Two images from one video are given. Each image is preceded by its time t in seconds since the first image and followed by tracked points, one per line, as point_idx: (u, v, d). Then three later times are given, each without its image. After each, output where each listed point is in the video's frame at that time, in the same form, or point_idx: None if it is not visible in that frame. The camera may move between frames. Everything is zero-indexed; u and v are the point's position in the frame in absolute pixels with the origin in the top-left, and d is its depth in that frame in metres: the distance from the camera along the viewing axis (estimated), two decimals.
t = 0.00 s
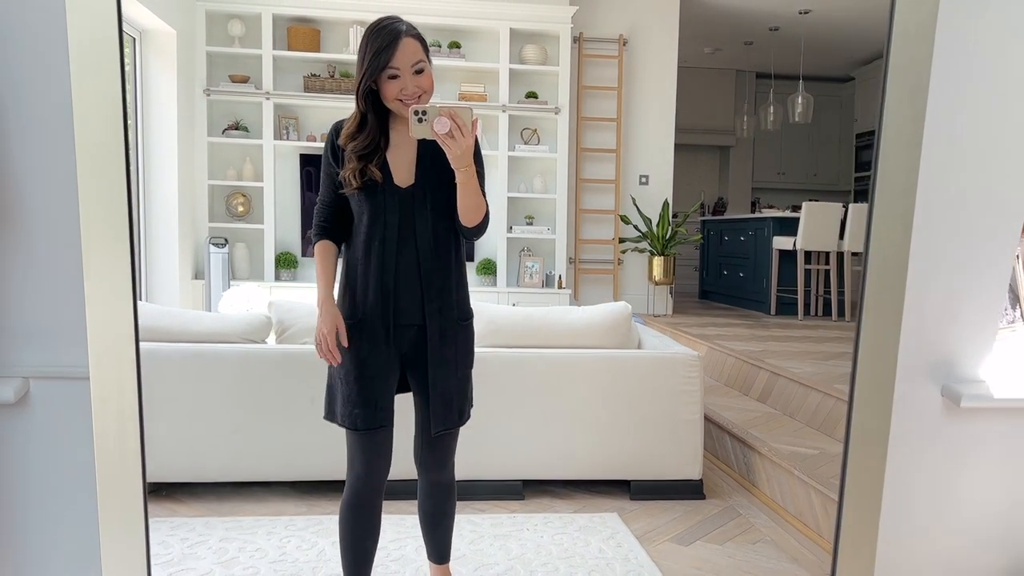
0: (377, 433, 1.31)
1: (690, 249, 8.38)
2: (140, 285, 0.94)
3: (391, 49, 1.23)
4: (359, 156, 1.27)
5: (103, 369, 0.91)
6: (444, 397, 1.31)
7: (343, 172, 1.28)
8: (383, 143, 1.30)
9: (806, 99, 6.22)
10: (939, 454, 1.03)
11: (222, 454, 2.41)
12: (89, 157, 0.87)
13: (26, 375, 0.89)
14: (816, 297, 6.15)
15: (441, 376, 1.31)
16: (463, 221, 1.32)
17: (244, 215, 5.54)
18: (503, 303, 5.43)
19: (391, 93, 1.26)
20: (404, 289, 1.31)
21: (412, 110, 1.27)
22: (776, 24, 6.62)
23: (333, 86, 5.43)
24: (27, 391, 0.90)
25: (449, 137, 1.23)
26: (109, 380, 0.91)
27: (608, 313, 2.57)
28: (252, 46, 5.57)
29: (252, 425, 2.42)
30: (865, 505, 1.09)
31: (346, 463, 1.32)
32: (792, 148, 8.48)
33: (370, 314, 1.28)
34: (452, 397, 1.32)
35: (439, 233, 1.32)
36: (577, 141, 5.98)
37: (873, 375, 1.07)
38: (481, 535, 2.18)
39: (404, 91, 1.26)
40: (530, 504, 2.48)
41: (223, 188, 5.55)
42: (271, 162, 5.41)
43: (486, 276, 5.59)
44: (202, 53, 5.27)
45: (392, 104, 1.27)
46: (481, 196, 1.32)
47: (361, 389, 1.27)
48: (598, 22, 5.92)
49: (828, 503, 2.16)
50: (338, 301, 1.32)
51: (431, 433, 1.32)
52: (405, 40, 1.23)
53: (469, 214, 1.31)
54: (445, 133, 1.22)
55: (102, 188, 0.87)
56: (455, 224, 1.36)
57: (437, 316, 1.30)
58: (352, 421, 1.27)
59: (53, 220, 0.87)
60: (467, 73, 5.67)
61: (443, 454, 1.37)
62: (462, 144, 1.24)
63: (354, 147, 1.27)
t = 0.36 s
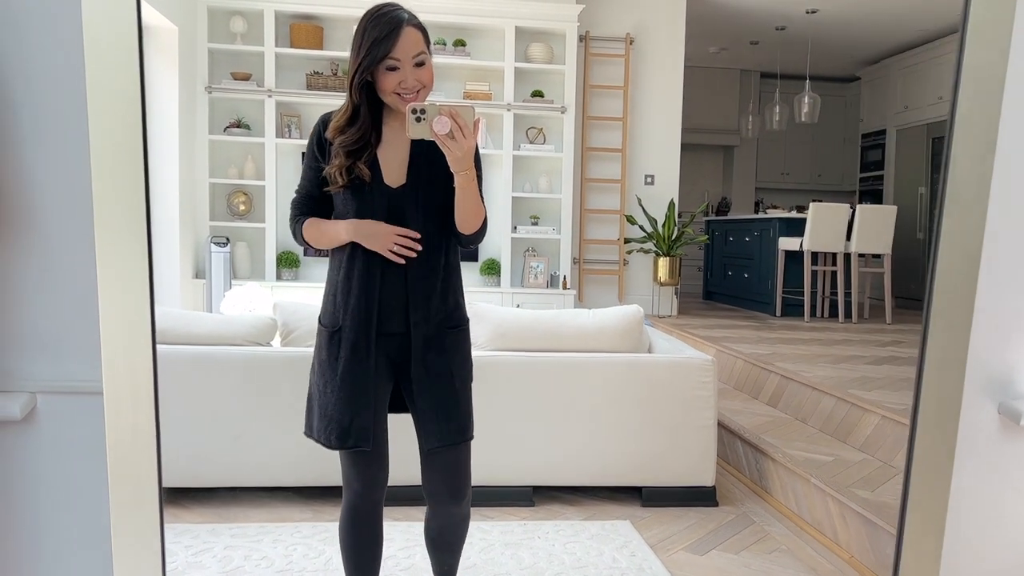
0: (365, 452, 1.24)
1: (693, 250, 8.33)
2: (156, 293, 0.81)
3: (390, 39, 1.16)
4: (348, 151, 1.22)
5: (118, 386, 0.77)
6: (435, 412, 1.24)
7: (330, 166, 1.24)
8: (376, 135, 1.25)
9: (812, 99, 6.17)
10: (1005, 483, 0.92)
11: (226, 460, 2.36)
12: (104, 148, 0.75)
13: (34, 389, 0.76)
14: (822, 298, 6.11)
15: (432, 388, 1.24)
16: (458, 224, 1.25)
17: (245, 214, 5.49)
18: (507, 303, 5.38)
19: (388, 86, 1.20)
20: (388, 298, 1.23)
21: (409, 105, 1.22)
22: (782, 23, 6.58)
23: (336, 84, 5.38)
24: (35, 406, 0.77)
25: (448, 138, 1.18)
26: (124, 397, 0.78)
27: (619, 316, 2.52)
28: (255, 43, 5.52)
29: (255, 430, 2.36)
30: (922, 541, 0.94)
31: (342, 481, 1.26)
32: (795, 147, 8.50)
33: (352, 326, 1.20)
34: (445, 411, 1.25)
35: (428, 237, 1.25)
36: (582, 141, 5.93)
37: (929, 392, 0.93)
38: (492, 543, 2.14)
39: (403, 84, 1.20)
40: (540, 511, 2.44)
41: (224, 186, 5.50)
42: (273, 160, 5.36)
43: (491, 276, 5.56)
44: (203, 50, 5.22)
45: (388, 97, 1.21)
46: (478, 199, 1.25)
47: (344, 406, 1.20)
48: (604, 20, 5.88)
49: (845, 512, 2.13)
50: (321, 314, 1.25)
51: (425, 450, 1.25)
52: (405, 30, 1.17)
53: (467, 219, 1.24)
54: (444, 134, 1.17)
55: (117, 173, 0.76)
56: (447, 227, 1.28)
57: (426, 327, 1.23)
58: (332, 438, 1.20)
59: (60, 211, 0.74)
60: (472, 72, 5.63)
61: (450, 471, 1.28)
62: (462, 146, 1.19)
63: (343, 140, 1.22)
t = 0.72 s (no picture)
0: (361, 482, 1.08)
1: (693, 250, 8.27)
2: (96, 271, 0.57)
3: (388, 26, 1.00)
4: (341, 152, 1.07)
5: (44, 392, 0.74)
6: (440, 439, 1.06)
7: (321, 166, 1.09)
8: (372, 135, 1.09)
9: (815, 99, 6.09)
10: None
11: (211, 468, 2.28)
12: (33, 101, 0.50)
13: None
14: (823, 300, 6.04)
15: (436, 412, 1.05)
16: (466, 231, 1.08)
17: (239, 212, 5.45)
18: (504, 304, 5.33)
19: (385, 79, 1.04)
20: (388, 308, 1.06)
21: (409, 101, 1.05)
22: (785, 22, 6.50)
23: (331, 81, 5.30)
24: None
25: (452, 138, 1.01)
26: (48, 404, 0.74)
27: (619, 321, 2.45)
28: (250, 39, 5.45)
29: (241, 437, 2.28)
30: None
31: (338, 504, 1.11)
32: (797, 148, 8.38)
33: (347, 341, 1.04)
34: (449, 439, 1.06)
35: (433, 241, 1.06)
36: (581, 140, 5.86)
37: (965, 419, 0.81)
38: (484, 557, 2.07)
39: (401, 77, 1.03)
40: (534, 521, 2.37)
41: (217, 183, 5.44)
42: (267, 157, 5.29)
43: (487, 276, 5.49)
44: (197, 45, 5.15)
45: (385, 92, 1.05)
46: (490, 206, 1.08)
47: (338, 432, 1.04)
48: (604, 17, 5.80)
49: (850, 526, 2.07)
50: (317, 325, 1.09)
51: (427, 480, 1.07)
52: (404, 16, 1.01)
53: (475, 225, 1.06)
54: (448, 133, 1.00)
55: (49, 143, 0.52)
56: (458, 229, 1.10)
57: (429, 343, 1.04)
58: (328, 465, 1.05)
59: None
60: (470, 69, 5.58)
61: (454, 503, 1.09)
62: (469, 147, 1.01)
63: (334, 139, 1.07)
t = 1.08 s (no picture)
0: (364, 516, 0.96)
1: (692, 250, 8.21)
2: None
3: (386, 7, 0.92)
4: (343, 152, 0.97)
5: None
6: (455, 467, 0.96)
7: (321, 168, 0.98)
8: (376, 131, 1.00)
9: (815, 99, 6.01)
10: None
11: (187, 476, 2.22)
12: None
13: None
14: (822, 303, 5.98)
15: (451, 437, 0.95)
16: (485, 242, 0.97)
17: (230, 211, 5.40)
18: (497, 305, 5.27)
19: (386, 68, 0.95)
20: (399, 323, 0.95)
21: (412, 90, 0.96)
22: (785, 21, 6.43)
23: (323, 78, 5.24)
24: None
25: (459, 138, 0.90)
26: None
27: (608, 328, 2.38)
28: (242, 35, 5.39)
29: (218, 444, 2.21)
30: None
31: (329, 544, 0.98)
32: (797, 148, 8.30)
33: (355, 360, 0.94)
34: (466, 467, 0.96)
35: (445, 248, 0.96)
36: (577, 139, 5.79)
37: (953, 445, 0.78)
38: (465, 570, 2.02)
39: (403, 64, 0.94)
40: (519, 532, 2.32)
41: (208, 182, 5.41)
42: (258, 155, 5.24)
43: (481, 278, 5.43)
44: (188, 42, 5.09)
45: (386, 82, 0.96)
46: (506, 211, 0.97)
47: (346, 460, 0.94)
48: (601, 15, 5.74)
49: (843, 542, 2.01)
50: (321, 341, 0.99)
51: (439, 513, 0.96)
52: None
53: (492, 234, 0.96)
54: (454, 133, 0.90)
55: None
56: (473, 235, 0.99)
57: (443, 359, 0.94)
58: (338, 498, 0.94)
59: None
60: (464, 67, 5.53)
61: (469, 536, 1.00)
62: (478, 147, 0.90)
63: (337, 136, 0.97)
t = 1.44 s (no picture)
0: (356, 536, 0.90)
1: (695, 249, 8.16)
2: None
3: None
4: (350, 150, 0.92)
5: None
6: (459, 487, 0.91)
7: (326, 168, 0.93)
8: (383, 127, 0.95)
9: (821, 97, 5.95)
10: None
11: (177, 477, 2.18)
12: None
13: None
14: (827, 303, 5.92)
15: (457, 456, 0.91)
16: (494, 248, 0.92)
17: (228, 208, 5.37)
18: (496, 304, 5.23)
19: (392, 59, 0.90)
20: (406, 334, 0.91)
21: (420, 83, 0.92)
22: (791, 18, 6.36)
23: (323, 74, 5.20)
24: None
25: (467, 136, 0.86)
26: None
27: (607, 329, 2.35)
28: (241, 31, 5.36)
29: (211, 445, 2.18)
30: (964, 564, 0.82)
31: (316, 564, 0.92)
32: (802, 146, 8.23)
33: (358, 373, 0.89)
34: (472, 488, 0.92)
35: (453, 255, 0.91)
36: (579, 137, 5.74)
37: (958, 452, 0.85)
38: None
39: (410, 54, 0.90)
40: (515, 537, 2.28)
41: (206, 178, 5.38)
42: (257, 152, 5.21)
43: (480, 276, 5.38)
44: (186, 37, 5.06)
45: (392, 74, 0.92)
46: (517, 215, 0.92)
47: (346, 479, 0.89)
48: (603, 11, 5.68)
49: (845, 551, 1.97)
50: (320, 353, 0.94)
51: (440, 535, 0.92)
52: None
53: (501, 239, 0.91)
54: (462, 132, 0.86)
55: None
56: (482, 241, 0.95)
57: (451, 372, 0.90)
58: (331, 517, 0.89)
59: None
60: (465, 64, 5.48)
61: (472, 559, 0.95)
62: (486, 146, 0.86)
63: (344, 136, 0.93)
